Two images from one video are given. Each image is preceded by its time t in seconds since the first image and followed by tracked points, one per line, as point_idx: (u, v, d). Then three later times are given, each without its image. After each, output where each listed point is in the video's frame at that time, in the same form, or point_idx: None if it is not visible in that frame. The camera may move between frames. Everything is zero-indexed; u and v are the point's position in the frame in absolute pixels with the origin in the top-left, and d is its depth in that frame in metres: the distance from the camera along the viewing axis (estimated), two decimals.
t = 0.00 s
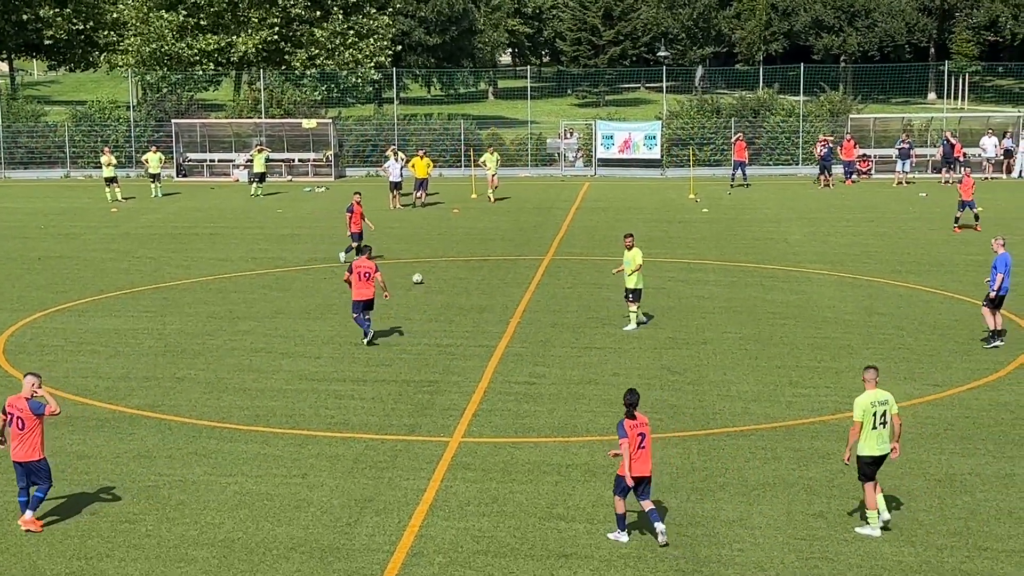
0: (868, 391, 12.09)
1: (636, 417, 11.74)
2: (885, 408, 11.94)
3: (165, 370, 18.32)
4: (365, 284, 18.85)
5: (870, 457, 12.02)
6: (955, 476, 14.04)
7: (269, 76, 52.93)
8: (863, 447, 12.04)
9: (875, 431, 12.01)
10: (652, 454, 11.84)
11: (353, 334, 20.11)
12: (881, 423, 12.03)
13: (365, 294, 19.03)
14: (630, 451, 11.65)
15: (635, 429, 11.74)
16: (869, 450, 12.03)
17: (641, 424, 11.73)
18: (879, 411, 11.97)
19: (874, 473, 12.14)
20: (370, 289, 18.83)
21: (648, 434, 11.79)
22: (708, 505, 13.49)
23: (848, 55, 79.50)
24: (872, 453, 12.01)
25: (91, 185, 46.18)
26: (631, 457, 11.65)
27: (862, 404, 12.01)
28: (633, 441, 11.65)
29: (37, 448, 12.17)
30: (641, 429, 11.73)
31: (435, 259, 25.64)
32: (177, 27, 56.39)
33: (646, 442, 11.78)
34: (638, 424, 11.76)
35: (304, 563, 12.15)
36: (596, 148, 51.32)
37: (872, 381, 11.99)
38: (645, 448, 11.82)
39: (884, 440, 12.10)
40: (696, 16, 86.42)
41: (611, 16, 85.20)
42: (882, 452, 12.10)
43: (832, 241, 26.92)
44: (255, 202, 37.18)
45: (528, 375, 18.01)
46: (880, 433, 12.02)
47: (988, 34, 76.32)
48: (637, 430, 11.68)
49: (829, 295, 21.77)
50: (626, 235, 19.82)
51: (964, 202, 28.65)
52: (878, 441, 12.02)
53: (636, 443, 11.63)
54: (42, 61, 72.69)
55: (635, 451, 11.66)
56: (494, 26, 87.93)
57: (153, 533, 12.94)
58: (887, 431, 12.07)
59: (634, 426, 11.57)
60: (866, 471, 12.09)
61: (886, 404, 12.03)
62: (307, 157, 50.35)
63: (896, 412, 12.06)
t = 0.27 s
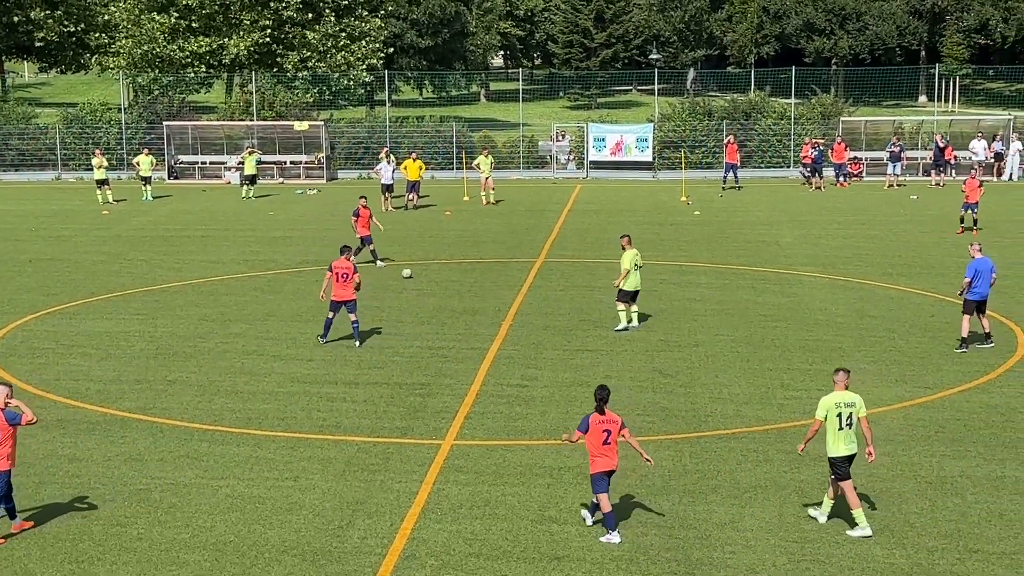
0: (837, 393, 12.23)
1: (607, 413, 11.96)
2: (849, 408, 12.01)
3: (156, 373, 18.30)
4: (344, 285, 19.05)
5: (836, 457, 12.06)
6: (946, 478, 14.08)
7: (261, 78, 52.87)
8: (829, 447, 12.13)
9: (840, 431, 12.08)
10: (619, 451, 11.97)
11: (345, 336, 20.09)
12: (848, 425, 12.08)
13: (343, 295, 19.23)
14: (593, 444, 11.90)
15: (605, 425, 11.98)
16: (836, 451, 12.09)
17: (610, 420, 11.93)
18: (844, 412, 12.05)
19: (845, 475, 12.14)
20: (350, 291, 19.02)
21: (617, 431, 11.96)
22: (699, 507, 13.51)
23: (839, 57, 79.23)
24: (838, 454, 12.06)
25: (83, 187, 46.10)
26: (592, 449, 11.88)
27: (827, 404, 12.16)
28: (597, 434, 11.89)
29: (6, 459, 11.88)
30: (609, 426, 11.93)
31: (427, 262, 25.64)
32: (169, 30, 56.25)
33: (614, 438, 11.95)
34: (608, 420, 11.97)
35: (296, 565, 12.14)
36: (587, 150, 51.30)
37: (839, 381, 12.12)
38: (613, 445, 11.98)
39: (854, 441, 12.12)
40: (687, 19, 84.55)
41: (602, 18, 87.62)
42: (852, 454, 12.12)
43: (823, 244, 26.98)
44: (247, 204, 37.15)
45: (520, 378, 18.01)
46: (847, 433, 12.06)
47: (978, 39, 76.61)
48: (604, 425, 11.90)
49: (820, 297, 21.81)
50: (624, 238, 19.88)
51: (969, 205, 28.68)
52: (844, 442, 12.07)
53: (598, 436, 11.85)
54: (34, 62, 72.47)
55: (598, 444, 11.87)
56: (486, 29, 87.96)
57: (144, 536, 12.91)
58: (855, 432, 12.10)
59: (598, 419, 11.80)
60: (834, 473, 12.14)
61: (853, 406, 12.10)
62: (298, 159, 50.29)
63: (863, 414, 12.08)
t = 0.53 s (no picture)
0: (811, 390, 12.58)
1: (582, 409, 12.45)
2: (825, 407, 12.40)
3: (151, 377, 18.27)
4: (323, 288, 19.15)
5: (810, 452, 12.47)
6: (941, 483, 14.11)
7: (256, 82, 52.76)
8: (803, 442, 12.51)
9: (814, 428, 12.48)
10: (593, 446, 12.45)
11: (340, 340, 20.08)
12: (821, 422, 12.49)
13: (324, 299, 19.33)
14: (567, 439, 12.39)
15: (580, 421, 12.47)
16: (807, 447, 12.51)
17: (585, 416, 12.42)
18: (819, 409, 12.43)
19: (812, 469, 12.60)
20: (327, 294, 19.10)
21: (591, 427, 12.45)
22: (694, 512, 13.52)
23: (834, 62, 79.23)
24: (810, 449, 12.48)
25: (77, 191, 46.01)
26: (566, 443, 12.37)
27: (803, 401, 12.50)
28: (572, 430, 12.37)
29: None
30: (584, 422, 12.42)
31: (422, 266, 25.63)
32: (164, 34, 56.49)
33: (588, 433, 12.45)
34: (583, 416, 12.46)
35: (291, 571, 12.12)
36: (583, 156, 50.67)
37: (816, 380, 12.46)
38: (587, 440, 12.47)
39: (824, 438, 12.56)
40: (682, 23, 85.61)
41: (598, 23, 86.84)
42: (822, 450, 12.56)
43: (818, 248, 27.03)
44: (242, 209, 37.11)
45: (515, 383, 18.00)
46: (819, 431, 12.48)
47: (973, 44, 76.75)
48: (578, 421, 12.37)
49: (815, 302, 21.85)
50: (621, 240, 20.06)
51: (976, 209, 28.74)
52: (817, 438, 12.49)
53: (573, 432, 12.33)
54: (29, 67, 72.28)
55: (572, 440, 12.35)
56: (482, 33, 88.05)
57: (139, 541, 12.90)
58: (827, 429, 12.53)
59: (573, 415, 12.27)
60: (802, 466, 12.59)
61: (827, 404, 12.50)
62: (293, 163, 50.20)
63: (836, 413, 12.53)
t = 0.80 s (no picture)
0: (785, 394, 12.52)
1: (561, 409, 12.59)
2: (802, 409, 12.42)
3: (149, 382, 18.25)
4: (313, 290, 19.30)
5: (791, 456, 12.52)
6: (940, 489, 14.13)
7: (255, 87, 52.83)
8: (783, 446, 12.53)
9: (792, 431, 12.49)
10: (574, 444, 12.68)
11: (339, 344, 20.08)
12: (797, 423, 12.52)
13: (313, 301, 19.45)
14: (550, 439, 12.52)
15: (559, 419, 12.62)
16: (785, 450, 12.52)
17: (565, 416, 12.58)
18: (796, 413, 12.42)
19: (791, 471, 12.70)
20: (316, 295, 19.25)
21: (570, 426, 12.65)
22: (693, 518, 13.53)
23: (833, 67, 79.26)
24: (790, 452, 12.54)
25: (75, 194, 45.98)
26: (550, 444, 12.50)
27: (781, 406, 12.42)
28: (555, 430, 12.52)
29: None
30: (564, 421, 12.61)
31: (420, 271, 25.65)
32: (162, 38, 56.86)
33: (569, 432, 12.64)
34: (563, 416, 12.63)
35: None
36: (580, 159, 51.41)
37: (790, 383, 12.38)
38: (567, 438, 12.67)
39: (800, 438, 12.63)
40: (679, 29, 89.07)
41: (597, 28, 85.36)
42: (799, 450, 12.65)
43: (816, 254, 27.08)
44: (240, 213, 37.10)
45: (514, 388, 18.01)
46: (797, 432, 12.54)
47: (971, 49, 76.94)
48: (560, 421, 12.55)
49: (813, 307, 21.88)
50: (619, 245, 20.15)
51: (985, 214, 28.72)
52: (795, 441, 12.54)
53: (556, 432, 12.50)
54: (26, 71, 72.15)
55: (556, 439, 12.50)
56: (479, 38, 88.22)
57: (137, 545, 12.88)
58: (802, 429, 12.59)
59: (556, 416, 12.42)
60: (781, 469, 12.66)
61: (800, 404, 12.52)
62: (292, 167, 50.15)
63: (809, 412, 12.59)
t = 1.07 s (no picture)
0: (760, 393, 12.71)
1: (543, 403, 12.68)
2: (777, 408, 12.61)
3: (151, 387, 18.26)
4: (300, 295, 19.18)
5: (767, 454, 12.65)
6: (942, 495, 14.14)
7: (257, 92, 52.82)
8: (760, 445, 12.67)
9: (768, 430, 12.65)
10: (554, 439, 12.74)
11: (340, 349, 20.07)
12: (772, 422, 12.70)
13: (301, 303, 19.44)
14: (529, 434, 12.64)
15: (541, 413, 12.71)
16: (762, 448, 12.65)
17: (546, 410, 12.66)
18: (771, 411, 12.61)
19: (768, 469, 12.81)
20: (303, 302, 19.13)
21: (552, 420, 12.71)
22: (696, 523, 13.53)
23: (835, 73, 79.29)
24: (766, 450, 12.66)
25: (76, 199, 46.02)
26: (529, 438, 12.63)
27: (755, 405, 12.63)
28: (534, 425, 12.62)
29: None
30: (546, 416, 12.67)
31: (422, 276, 25.66)
32: (165, 42, 56.78)
33: (549, 427, 12.69)
34: (545, 411, 12.72)
35: None
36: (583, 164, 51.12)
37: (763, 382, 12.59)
38: (548, 433, 12.74)
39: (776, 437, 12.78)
40: (683, 34, 88.10)
41: (599, 33, 86.33)
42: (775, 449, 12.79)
43: (818, 259, 27.09)
44: (242, 217, 37.11)
45: (516, 393, 18.01)
46: (773, 431, 12.69)
47: (973, 54, 77.03)
48: (540, 416, 12.63)
49: (815, 313, 21.88)
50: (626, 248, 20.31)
51: (1001, 221, 28.67)
52: (772, 440, 12.68)
53: (535, 427, 12.60)
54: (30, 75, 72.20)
55: (535, 434, 12.61)
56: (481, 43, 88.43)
57: (140, 550, 12.88)
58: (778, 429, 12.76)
59: (535, 411, 12.51)
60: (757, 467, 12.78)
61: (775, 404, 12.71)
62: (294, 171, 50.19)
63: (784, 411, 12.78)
